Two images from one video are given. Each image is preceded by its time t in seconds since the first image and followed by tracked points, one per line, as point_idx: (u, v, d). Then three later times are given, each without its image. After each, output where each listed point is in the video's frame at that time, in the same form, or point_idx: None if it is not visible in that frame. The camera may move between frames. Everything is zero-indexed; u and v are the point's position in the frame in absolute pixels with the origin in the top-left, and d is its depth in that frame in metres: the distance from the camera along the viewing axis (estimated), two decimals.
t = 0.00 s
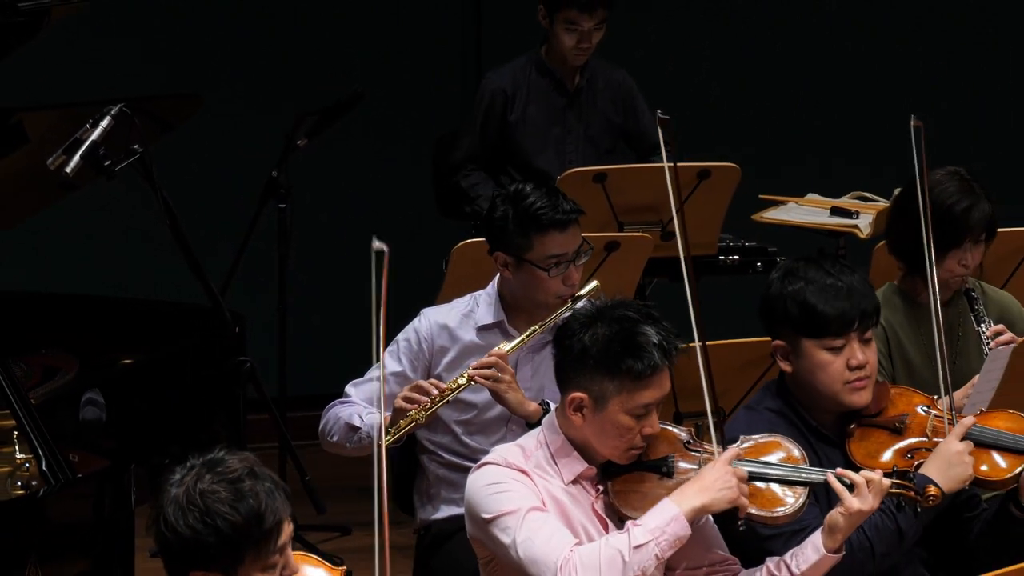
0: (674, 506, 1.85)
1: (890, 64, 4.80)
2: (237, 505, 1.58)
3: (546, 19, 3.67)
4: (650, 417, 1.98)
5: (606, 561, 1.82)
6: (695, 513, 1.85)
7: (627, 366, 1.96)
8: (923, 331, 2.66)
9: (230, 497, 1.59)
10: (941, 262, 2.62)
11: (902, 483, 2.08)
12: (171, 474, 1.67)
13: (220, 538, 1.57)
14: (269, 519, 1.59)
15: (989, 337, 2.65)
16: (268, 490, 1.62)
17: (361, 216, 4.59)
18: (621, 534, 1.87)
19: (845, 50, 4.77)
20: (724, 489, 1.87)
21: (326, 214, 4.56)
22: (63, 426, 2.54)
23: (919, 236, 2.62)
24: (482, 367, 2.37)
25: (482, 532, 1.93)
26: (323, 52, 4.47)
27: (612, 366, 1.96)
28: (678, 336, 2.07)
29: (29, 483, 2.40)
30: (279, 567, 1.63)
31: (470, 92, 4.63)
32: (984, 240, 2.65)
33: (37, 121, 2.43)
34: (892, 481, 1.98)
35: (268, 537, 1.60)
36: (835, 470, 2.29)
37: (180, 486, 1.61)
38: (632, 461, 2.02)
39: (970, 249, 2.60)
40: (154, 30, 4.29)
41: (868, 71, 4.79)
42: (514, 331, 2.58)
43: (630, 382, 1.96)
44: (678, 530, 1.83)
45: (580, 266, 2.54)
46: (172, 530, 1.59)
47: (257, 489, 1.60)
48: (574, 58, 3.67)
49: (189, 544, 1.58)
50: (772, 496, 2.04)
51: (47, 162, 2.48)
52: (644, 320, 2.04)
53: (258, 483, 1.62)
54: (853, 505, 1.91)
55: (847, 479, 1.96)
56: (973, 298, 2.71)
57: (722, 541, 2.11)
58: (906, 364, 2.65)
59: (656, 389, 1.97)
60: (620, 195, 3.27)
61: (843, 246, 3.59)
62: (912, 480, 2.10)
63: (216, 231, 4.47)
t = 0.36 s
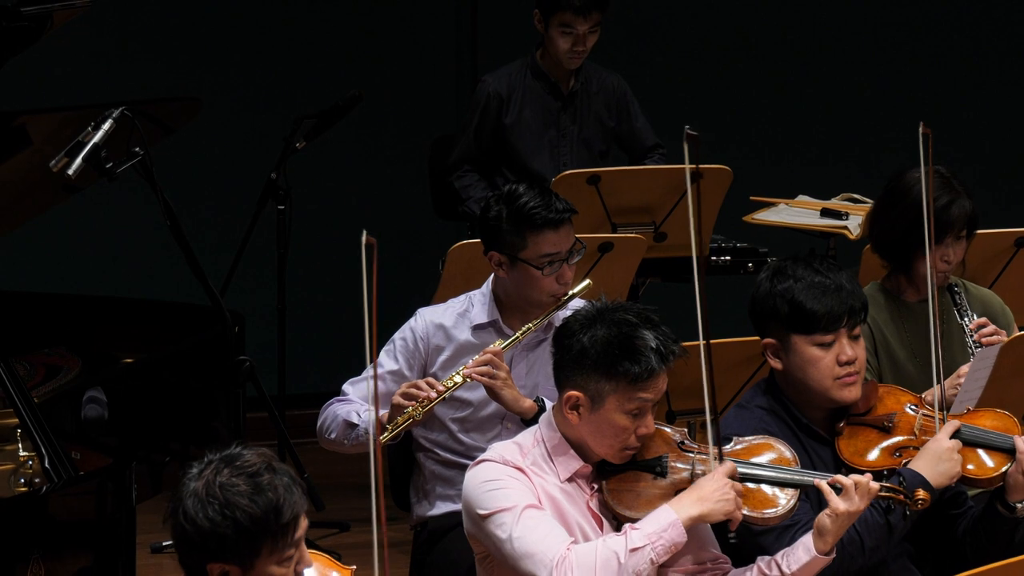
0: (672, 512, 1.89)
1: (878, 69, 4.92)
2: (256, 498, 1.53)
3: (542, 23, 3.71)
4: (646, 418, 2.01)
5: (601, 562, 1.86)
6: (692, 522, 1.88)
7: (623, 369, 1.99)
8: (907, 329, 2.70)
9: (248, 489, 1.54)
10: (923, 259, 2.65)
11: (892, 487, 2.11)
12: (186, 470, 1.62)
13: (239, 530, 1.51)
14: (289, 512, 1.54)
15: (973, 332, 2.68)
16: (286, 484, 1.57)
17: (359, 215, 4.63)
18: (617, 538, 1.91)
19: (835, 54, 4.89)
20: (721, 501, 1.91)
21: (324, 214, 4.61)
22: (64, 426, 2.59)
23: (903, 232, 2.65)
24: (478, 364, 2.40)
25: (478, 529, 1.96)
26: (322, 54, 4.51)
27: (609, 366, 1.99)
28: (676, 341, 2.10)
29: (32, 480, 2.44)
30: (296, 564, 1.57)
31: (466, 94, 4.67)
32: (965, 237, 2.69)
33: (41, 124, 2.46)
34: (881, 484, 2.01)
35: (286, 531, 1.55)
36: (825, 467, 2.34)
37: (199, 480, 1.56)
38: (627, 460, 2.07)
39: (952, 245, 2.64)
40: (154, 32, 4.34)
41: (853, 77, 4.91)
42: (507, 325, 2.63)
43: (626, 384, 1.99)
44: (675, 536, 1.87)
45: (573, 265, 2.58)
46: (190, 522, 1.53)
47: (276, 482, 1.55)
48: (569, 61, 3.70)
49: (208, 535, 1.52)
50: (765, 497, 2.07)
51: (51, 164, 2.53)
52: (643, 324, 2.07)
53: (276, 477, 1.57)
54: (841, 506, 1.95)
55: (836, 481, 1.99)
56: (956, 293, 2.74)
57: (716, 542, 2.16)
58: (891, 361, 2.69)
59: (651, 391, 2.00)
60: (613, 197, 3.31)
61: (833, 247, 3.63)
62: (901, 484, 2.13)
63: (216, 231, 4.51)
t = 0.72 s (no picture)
0: (666, 550, 1.89)
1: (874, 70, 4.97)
2: (287, 488, 1.57)
3: (537, 27, 3.75)
4: (644, 415, 2.06)
5: None
6: (684, 565, 1.88)
7: (624, 366, 2.03)
8: (893, 325, 2.75)
9: (280, 480, 1.58)
10: (908, 254, 2.68)
11: (884, 485, 2.15)
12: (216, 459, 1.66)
13: (270, 518, 1.56)
14: (318, 503, 1.59)
15: (958, 325, 2.71)
16: (316, 477, 1.61)
17: (357, 216, 4.68)
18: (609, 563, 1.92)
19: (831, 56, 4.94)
20: (719, 551, 1.87)
21: (323, 215, 4.65)
22: (66, 422, 2.55)
23: (887, 231, 2.68)
24: (473, 358, 2.44)
25: (473, 527, 2.00)
26: (321, 56, 4.55)
27: (609, 364, 2.04)
28: (675, 338, 2.14)
29: (36, 476, 2.46)
30: (320, 555, 1.61)
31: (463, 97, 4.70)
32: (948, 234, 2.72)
33: (45, 126, 2.50)
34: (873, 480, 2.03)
35: (314, 521, 1.59)
36: (817, 463, 2.37)
37: (230, 468, 1.60)
38: (626, 457, 2.11)
39: (939, 242, 2.67)
40: (156, 34, 4.39)
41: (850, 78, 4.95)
42: (501, 321, 2.67)
43: (626, 381, 2.03)
44: None
45: (567, 262, 2.62)
46: (221, 510, 1.57)
47: (307, 474, 1.60)
48: (564, 65, 3.74)
49: (238, 522, 1.56)
50: (760, 494, 2.12)
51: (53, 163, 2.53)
52: (642, 322, 2.11)
53: (307, 469, 1.61)
54: (835, 503, 1.98)
55: (831, 480, 2.02)
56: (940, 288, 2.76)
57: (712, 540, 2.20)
58: (878, 356, 2.73)
59: (650, 388, 2.05)
60: (608, 198, 3.35)
61: (825, 247, 3.66)
62: (895, 483, 2.16)
63: (217, 232, 4.55)
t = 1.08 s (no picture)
0: (662, 538, 1.94)
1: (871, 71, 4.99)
2: (333, 484, 1.65)
3: (533, 31, 3.79)
4: (641, 412, 2.10)
5: (584, 571, 1.93)
6: (679, 552, 1.92)
7: (621, 363, 2.08)
8: (880, 323, 2.80)
9: (326, 476, 1.65)
10: (894, 254, 2.74)
11: (876, 485, 2.19)
12: (261, 454, 1.73)
13: (315, 512, 1.63)
14: (362, 503, 1.66)
15: (944, 323, 2.74)
16: (361, 477, 1.69)
17: (356, 217, 4.72)
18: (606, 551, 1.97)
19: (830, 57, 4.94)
20: (713, 542, 1.92)
21: (322, 215, 4.69)
22: (70, 420, 2.58)
23: (872, 231, 2.75)
24: (468, 347, 2.49)
25: (472, 521, 2.05)
26: (320, 57, 4.59)
27: (607, 362, 2.08)
28: (670, 335, 2.19)
29: (40, 473, 2.50)
30: (356, 555, 1.68)
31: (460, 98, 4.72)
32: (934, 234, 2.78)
33: (48, 128, 2.54)
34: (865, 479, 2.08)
35: (355, 520, 1.66)
36: (809, 460, 2.41)
37: (278, 461, 1.67)
38: (621, 454, 2.15)
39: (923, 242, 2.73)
40: (157, 36, 4.44)
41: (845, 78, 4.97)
42: (496, 318, 2.71)
43: (624, 378, 2.08)
44: (660, 562, 1.92)
45: (559, 256, 2.69)
46: (268, 500, 1.64)
47: (353, 474, 1.67)
48: (559, 69, 3.79)
49: (284, 513, 1.62)
50: (752, 492, 2.16)
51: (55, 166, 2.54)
52: (637, 319, 2.16)
53: (353, 469, 1.68)
54: (829, 502, 2.02)
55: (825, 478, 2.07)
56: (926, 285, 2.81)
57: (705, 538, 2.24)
58: (866, 354, 2.79)
59: (646, 385, 2.09)
60: (603, 200, 3.39)
61: (815, 248, 3.70)
62: (886, 482, 2.22)
63: (217, 232, 4.59)
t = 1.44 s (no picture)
0: (654, 482, 2.00)
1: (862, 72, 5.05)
2: (378, 482, 1.72)
3: (527, 35, 3.84)
4: (633, 410, 2.14)
5: (588, 534, 1.99)
6: (672, 491, 1.99)
7: (612, 361, 2.12)
8: (867, 322, 2.85)
9: (372, 473, 1.73)
10: (880, 254, 2.80)
11: (865, 478, 2.20)
12: (310, 451, 1.80)
13: (359, 508, 1.70)
14: (403, 503, 1.73)
15: (930, 320, 2.80)
16: (406, 479, 1.76)
17: (354, 217, 4.77)
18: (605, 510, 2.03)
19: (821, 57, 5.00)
20: (703, 472, 2.00)
21: (320, 216, 4.74)
22: (73, 418, 2.61)
23: (860, 232, 2.81)
24: (461, 332, 2.54)
25: (474, 513, 2.10)
26: (318, 60, 4.64)
27: (598, 359, 2.12)
28: (659, 333, 2.24)
29: (43, 470, 2.55)
30: (393, 556, 1.74)
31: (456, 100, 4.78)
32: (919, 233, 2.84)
33: (51, 131, 2.59)
34: (834, 474, 2.14)
35: (395, 520, 1.73)
36: (799, 456, 2.45)
37: (327, 457, 1.75)
38: (614, 451, 2.18)
39: (907, 240, 2.78)
40: (157, 40, 4.49)
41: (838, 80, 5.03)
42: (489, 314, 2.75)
43: (614, 375, 2.12)
44: (655, 506, 1.98)
45: (546, 246, 2.74)
46: (314, 492, 1.71)
47: (398, 474, 1.75)
48: (554, 71, 3.83)
49: (328, 504, 1.69)
50: (744, 487, 2.17)
51: (60, 167, 2.63)
52: (628, 318, 2.21)
53: (398, 470, 1.76)
54: (797, 497, 2.07)
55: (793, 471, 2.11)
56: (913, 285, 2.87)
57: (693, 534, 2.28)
58: (854, 352, 2.83)
59: (637, 382, 2.13)
60: (596, 200, 3.43)
61: (806, 249, 3.75)
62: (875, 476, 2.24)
63: (217, 233, 4.64)
